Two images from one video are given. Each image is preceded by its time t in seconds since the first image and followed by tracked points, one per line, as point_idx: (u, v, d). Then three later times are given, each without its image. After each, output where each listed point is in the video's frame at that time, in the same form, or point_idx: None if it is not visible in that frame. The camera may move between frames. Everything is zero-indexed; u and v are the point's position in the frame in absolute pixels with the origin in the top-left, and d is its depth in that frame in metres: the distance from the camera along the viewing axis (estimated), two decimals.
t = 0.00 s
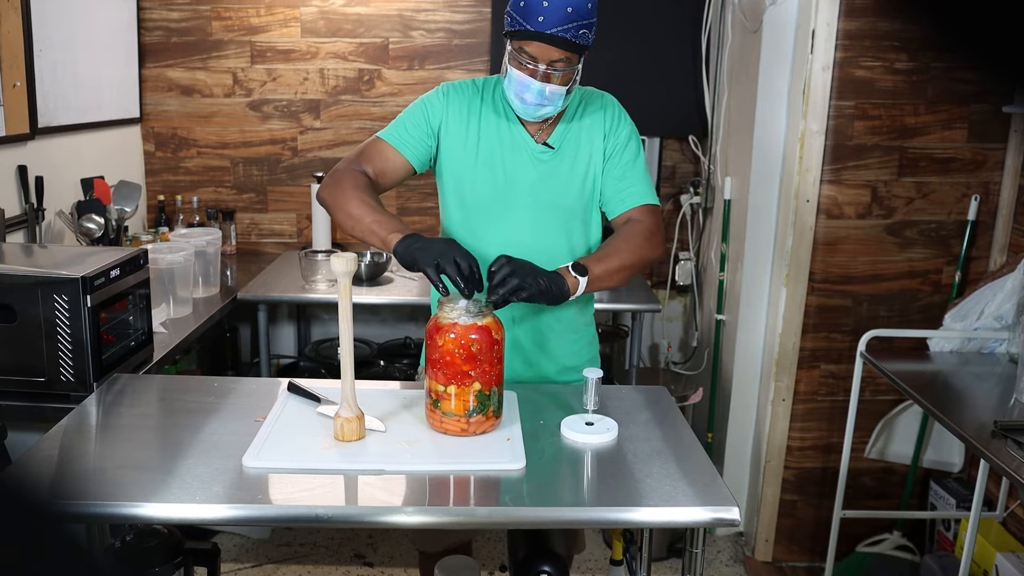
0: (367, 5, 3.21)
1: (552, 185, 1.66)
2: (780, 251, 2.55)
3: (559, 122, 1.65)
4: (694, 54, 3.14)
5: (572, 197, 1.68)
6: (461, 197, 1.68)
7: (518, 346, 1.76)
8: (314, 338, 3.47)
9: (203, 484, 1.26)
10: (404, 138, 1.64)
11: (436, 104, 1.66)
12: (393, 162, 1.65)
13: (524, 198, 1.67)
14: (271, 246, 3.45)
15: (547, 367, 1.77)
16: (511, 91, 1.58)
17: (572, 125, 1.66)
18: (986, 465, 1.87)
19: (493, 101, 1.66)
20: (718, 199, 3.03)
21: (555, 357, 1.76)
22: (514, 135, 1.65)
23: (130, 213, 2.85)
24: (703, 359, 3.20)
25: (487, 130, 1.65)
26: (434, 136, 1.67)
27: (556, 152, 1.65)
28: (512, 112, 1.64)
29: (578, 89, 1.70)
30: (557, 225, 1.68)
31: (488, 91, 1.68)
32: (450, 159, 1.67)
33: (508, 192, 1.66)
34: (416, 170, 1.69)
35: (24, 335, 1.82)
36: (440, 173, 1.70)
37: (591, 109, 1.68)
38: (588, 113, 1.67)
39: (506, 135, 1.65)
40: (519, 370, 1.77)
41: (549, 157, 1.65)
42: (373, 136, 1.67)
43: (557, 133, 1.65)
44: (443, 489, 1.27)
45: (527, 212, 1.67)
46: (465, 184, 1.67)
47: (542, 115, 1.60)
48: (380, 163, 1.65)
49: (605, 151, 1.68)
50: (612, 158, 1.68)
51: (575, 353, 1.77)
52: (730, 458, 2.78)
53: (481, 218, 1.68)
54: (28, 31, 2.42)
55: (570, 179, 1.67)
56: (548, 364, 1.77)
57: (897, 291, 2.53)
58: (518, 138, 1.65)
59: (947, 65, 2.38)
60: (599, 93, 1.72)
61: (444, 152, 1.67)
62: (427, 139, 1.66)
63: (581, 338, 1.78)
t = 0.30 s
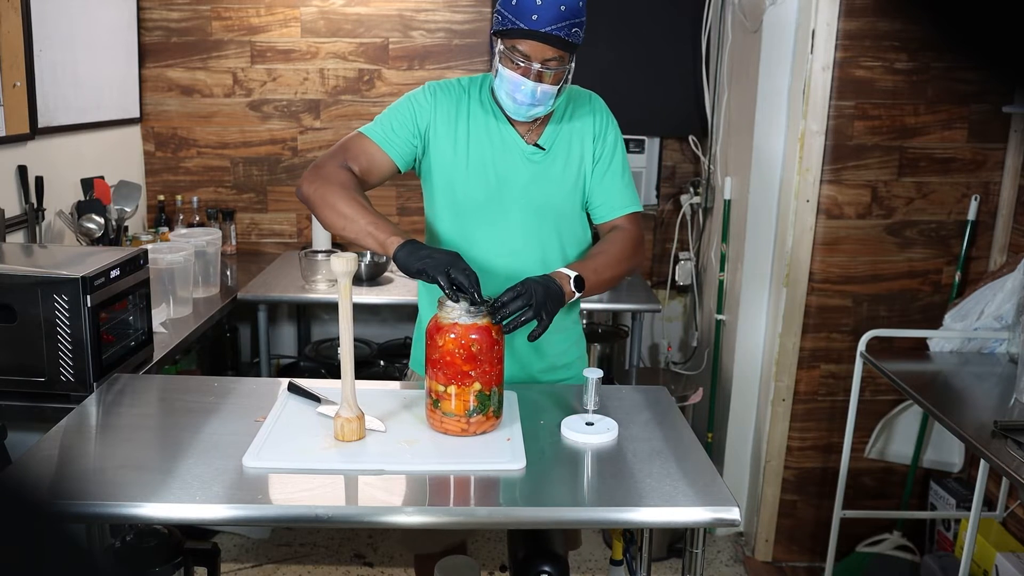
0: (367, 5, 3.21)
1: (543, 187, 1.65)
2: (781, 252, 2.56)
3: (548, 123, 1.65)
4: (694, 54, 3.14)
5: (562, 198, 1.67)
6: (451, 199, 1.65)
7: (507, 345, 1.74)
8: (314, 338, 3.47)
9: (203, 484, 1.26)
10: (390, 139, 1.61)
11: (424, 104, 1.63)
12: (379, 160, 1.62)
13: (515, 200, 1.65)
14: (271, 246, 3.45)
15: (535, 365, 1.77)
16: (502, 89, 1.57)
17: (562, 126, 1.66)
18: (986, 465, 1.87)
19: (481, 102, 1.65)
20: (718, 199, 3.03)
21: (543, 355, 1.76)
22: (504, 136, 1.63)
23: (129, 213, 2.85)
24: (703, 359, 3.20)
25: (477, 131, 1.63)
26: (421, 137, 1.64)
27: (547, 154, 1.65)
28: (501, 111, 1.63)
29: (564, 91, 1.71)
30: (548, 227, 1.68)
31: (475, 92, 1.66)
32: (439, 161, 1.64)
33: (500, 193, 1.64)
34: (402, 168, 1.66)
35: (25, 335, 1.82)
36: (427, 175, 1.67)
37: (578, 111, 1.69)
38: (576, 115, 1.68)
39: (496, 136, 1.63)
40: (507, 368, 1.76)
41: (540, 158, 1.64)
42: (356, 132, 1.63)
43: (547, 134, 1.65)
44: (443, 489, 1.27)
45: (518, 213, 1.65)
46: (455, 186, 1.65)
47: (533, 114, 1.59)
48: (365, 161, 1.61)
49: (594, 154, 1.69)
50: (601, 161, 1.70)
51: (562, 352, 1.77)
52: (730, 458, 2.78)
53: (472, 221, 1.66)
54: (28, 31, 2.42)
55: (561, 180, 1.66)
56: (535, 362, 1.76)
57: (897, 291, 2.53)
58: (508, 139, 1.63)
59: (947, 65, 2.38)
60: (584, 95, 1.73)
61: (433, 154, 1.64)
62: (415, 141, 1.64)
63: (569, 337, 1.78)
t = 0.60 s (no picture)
0: (367, 5, 3.21)
1: (532, 188, 1.65)
2: (780, 252, 2.56)
3: (536, 124, 1.65)
4: (694, 55, 3.14)
5: (552, 199, 1.67)
6: (440, 201, 1.65)
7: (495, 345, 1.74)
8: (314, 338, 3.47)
9: (203, 484, 1.26)
10: (375, 142, 1.60)
11: (410, 105, 1.62)
12: (365, 167, 1.61)
13: (504, 201, 1.64)
14: (271, 246, 3.45)
15: (524, 365, 1.76)
16: (492, 89, 1.56)
17: (550, 127, 1.66)
18: (986, 465, 1.87)
19: (468, 102, 1.64)
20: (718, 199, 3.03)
21: (532, 354, 1.76)
22: (493, 137, 1.63)
23: (129, 213, 2.85)
24: (703, 359, 3.20)
25: (465, 132, 1.63)
26: (408, 139, 1.63)
27: (536, 154, 1.64)
28: (488, 111, 1.63)
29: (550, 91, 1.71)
30: (537, 228, 1.68)
31: (462, 92, 1.65)
32: (427, 162, 1.64)
33: (489, 195, 1.64)
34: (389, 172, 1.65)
35: (25, 335, 1.82)
36: (414, 177, 1.67)
37: (566, 111, 1.69)
38: (564, 116, 1.68)
39: (484, 137, 1.63)
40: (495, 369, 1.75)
41: (530, 158, 1.64)
42: (340, 139, 1.62)
43: (535, 134, 1.64)
44: (443, 489, 1.27)
45: (508, 214, 1.65)
46: (443, 187, 1.64)
47: (523, 115, 1.59)
48: (351, 168, 1.60)
49: (582, 154, 1.70)
50: (589, 161, 1.71)
51: (551, 350, 1.77)
52: (730, 458, 2.78)
53: (461, 222, 1.65)
54: (28, 31, 2.42)
55: (550, 180, 1.66)
56: (524, 362, 1.76)
57: (897, 291, 2.53)
58: (497, 140, 1.63)
59: (947, 65, 2.38)
60: (571, 95, 1.73)
61: (420, 155, 1.64)
62: (401, 143, 1.63)
63: (557, 333, 1.78)
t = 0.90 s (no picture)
0: (366, 5, 3.21)
1: (525, 187, 1.65)
2: (780, 252, 2.55)
3: (530, 123, 1.65)
4: (694, 55, 3.14)
5: (545, 199, 1.68)
6: (433, 201, 1.65)
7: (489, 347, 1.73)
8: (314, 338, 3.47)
9: (203, 484, 1.26)
10: (367, 143, 1.60)
11: (402, 105, 1.62)
12: (361, 169, 1.61)
13: (498, 201, 1.65)
14: (271, 246, 3.45)
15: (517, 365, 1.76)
16: (482, 88, 1.56)
17: (543, 126, 1.66)
18: (986, 465, 1.87)
19: (461, 101, 1.64)
20: (718, 199, 3.03)
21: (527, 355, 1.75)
22: (486, 136, 1.63)
23: (129, 213, 2.85)
24: (703, 359, 3.20)
25: (458, 131, 1.63)
26: (401, 139, 1.63)
27: (529, 154, 1.64)
28: (481, 110, 1.63)
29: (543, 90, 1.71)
30: (530, 227, 1.68)
31: (454, 91, 1.65)
32: (420, 162, 1.64)
33: (482, 195, 1.64)
34: (382, 172, 1.64)
35: (25, 335, 1.82)
36: (408, 176, 1.66)
37: (558, 110, 1.69)
38: (556, 115, 1.68)
39: (478, 137, 1.63)
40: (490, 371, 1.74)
41: (522, 158, 1.64)
42: (335, 139, 1.61)
43: (528, 133, 1.64)
44: (443, 489, 1.27)
45: (501, 214, 1.65)
46: (436, 187, 1.64)
47: (515, 114, 1.59)
48: (348, 170, 1.60)
49: (574, 154, 1.70)
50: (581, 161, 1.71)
51: (545, 350, 1.77)
52: (730, 458, 2.78)
53: (455, 222, 1.65)
54: (28, 32, 2.42)
55: (543, 179, 1.66)
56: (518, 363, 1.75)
57: (897, 291, 2.53)
58: (490, 140, 1.63)
59: (947, 65, 2.38)
60: (563, 94, 1.72)
61: (412, 154, 1.64)
62: (394, 143, 1.62)
63: (551, 334, 1.78)
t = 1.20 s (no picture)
0: (367, 5, 3.21)
1: (522, 188, 1.65)
2: (780, 252, 2.55)
3: (526, 124, 1.65)
4: (694, 54, 3.14)
5: (542, 200, 1.67)
6: (430, 202, 1.65)
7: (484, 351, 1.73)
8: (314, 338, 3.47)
9: (203, 484, 1.26)
10: (363, 147, 1.60)
11: (398, 107, 1.62)
12: (357, 174, 1.61)
13: (494, 202, 1.64)
14: (271, 246, 3.45)
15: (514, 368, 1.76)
16: (479, 87, 1.55)
17: (539, 127, 1.66)
18: (986, 465, 1.87)
19: (457, 102, 1.64)
20: (718, 199, 3.03)
21: (524, 358, 1.75)
22: (482, 137, 1.63)
23: (129, 213, 2.85)
24: (703, 359, 3.20)
25: (453, 133, 1.63)
26: (397, 141, 1.63)
27: (525, 155, 1.64)
28: (476, 110, 1.63)
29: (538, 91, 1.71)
30: (527, 228, 1.67)
31: (450, 93, 1.65)
32: (416, 163, 1.63)
33: (479, 196, 1.64)
34: (378, 176, 1.64)
35: (25, 335, 1.82)
36: (404, 178, 1.66)
37: (554, 111, 1.69)
38: (552, 116, 1.68)
39: (474, 138, 1.63)
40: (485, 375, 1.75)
41: (519, 158, 1.64)
42: (330, 145, 1.62)
43: (524, 134, 1.64)
44: (443, 489, 1.27)
45: (498, 216, 1.65)
46: (433, 188, 1.64)
47: (513, 113, 1.58)
48: (344, 175, 1.61)
49: (570, 155, 1.70)
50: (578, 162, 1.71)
51: (542, 352, 1.77)
52: (731, 458, 2.78)
53: (451, 223, 1.65)
54: (28, 32, 2.42)
55: (540, 181, 1.66)
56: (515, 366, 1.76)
57: (897, 291, 2.53)
58: (486, 141, 1.63)
59: (947, 65, 2.38)
60: (560, 95, 1.72)
61: (408, 156, 1.64)
62: (389, 145, 1.62)
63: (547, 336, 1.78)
